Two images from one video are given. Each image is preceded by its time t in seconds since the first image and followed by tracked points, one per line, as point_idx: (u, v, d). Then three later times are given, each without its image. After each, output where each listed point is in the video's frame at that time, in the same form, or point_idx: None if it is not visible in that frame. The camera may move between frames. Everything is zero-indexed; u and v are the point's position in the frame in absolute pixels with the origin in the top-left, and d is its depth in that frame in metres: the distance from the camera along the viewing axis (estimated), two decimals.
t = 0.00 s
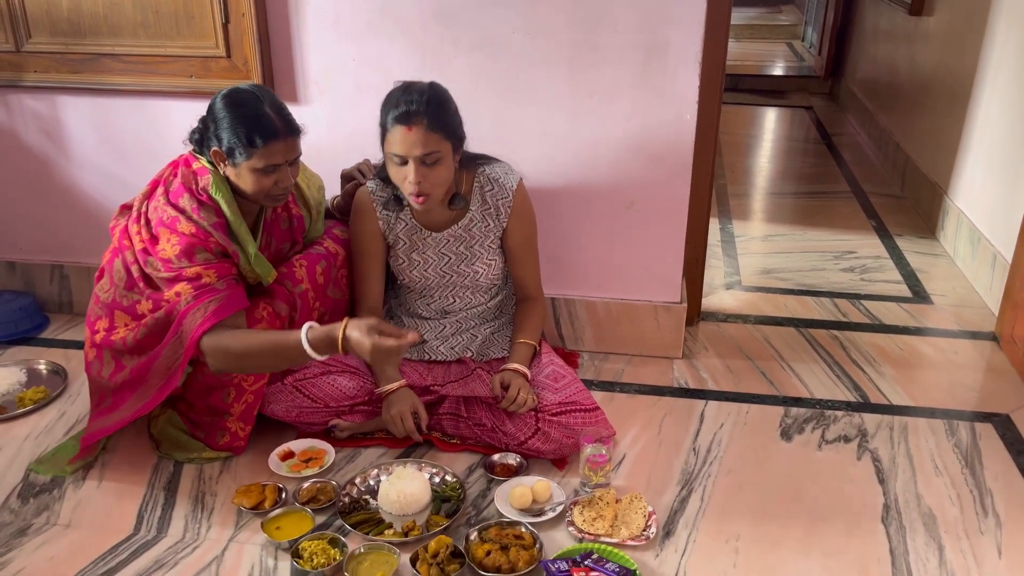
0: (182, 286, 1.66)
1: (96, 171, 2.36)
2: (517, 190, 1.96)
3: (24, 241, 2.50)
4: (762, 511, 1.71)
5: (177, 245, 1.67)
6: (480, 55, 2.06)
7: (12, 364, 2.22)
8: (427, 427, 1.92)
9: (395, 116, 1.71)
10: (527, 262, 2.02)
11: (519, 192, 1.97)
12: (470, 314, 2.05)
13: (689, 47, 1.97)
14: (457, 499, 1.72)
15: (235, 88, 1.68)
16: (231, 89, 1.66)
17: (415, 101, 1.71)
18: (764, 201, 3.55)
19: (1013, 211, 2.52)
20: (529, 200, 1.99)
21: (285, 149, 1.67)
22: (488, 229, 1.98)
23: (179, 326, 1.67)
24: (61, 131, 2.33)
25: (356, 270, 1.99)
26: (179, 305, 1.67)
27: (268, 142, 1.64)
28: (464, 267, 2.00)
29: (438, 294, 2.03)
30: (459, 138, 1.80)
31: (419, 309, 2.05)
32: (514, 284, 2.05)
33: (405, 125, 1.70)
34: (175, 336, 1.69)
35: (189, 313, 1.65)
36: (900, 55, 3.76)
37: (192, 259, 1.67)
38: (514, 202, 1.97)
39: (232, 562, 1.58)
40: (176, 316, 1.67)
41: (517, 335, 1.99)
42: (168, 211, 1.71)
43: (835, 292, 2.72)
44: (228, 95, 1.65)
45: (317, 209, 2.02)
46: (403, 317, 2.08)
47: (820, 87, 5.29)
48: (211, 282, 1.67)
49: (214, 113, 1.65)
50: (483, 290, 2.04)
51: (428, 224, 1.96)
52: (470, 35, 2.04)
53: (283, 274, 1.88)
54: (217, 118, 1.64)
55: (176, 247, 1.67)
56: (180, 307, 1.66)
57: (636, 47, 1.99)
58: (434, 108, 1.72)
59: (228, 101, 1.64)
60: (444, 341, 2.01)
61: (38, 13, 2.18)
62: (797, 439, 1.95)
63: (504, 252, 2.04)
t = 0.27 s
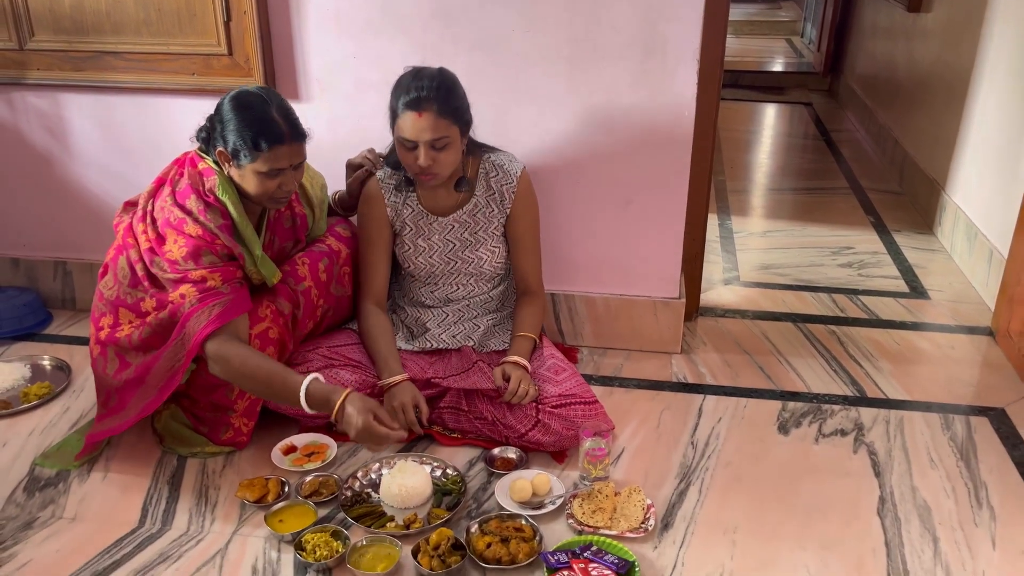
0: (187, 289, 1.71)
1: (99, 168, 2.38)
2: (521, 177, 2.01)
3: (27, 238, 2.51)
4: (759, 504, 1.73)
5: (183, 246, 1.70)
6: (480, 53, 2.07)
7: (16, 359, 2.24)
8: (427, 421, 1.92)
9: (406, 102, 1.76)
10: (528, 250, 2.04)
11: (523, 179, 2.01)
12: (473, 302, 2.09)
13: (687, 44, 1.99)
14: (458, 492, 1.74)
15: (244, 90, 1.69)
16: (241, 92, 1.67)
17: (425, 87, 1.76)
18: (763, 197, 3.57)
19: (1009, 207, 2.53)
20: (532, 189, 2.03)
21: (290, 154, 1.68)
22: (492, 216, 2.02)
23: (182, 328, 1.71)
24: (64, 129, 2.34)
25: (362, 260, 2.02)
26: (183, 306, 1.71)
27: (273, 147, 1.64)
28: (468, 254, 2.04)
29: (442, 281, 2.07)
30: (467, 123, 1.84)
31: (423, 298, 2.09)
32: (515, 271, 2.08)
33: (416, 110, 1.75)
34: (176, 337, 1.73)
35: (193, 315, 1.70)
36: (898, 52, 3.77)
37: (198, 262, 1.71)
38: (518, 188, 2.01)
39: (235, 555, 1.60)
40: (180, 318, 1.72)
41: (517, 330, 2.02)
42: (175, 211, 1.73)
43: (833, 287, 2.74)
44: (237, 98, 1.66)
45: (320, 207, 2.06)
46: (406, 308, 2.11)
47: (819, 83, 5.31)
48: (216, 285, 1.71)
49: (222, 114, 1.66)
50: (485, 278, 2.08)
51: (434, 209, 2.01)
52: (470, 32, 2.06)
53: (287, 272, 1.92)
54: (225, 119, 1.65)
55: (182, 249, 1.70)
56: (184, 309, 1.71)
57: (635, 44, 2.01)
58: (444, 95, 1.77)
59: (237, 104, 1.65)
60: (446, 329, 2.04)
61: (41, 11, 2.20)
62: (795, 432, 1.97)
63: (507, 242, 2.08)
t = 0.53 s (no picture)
0: (198, 297, 1.72)
1: (100, 169, 2.39)
2: (518, 174, 2.02)
3: (29, 238, 2.53)
4: (756, 501, 1.75)
5: (194, 255, 1.71)
6: (479, 54, 2.08)
7: (18, 359, 2.25)
8: (426, 419, 1.93)
9: (408, 96, 1.78)
10: (528, 248, 2.06)
11: (520, 176, 2.03)
12: (471, 300, 2.10)
13: (684, 45, 2.00)
14: (457, 490, 1.76)
15: (256, 98, 1.69)
16: (252, 100, 1.67)
17: (427, 81, 1.77)
18: (761, 197, 3.58)
19: (1006, 206, 2.55)
20: (530, 187, 2.05)
21: (299, 164, 1.67)
22: (490, 213, 2.04)
23: (193, 337, 1.73)
24: (66, 129, 2.36)
25: (363, 260, 2.04)
26: (194, 314, 1.73)
27: (283, 157, 1.64)
28: (466, 250, 2.06)
29: (441, 279, 2.08)
30: (468, 117, 1.86)
31: (422, 296, 2.11)
32: (513, 270, 2.09)
33: (418, 104, 1.77)
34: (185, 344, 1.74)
35: (205, 324, 1.71)
36: (896, 51, 3.79)
37: (208, 271, 1.72)
38: (516, 184, 2.02)
39: (237, 552, 1.62)
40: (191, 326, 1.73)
41: (515, 329, 2.03)
42: (185, 219, 1.73)
43: (830, 286, 2.75)
44: (248, 106, 1.65)
45: (324, 210, 2.07)
46: (405, 305, 2.13)
47: (817, 83, 5.32)
48: (227, 293, 1.73)
49: (233, 121, 1.66)
50: (484, 276, 2.10)
51: (434, 205, 2.02)
52: (469, 33, 2.07)
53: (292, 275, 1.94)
54: (235, 126, 1.65)
55: (194, 257, 1.71)
56: (195, 318, 1.72)
57: (632, 45, 2.02)
58: (446, 90, 1.78)
59: (248, 112, 1.64)
60: (445, 326, 2.06)
61: (43, 12, 2.21)
62: (792, 430, 1.99)
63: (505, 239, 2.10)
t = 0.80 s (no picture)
0: (210, 306, 1.74)
1: (103, 172, 2.40)
2: (520, 180, 2.03)
3: (32, 242, 2.54)
4: (757, 504, 1.75)
5: (205, 264, 1.72)
6: (480, 58, 2.09)
7: (22, 362, 2.26)
8: (427, 423, 1.94)
9: (407, 107, 1.78)
10: (529, 252, 2.06)
11: (522, 181, 2.04)
12: (473, 304, 2.11)
13: (685, 50, 2.01)
14: (459, 493, 1.76)
15: (265, 106, 1.69)
16: (262, 109, 1.67)
17: (427, 91, 1.77)
18: (762, 200, 3.58)
19: (1007, 209, 2.55)
20: (531, 192, 2.06)
21: (308, 175, 1.68)
22: (492, 218, 2.04)
23: (205, 346, 1.74)
24: (69, 134, 2.37)
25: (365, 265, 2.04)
26: (206, 323, 1.74)
27: (293, 168, 1.65)
28: (468, 255, 2.06)
29: (443, 283, 2.09)
30: (468, 126, 1.87)
31: (424, 300, 2.11)
32: (515, 274, 2.10)
33: (418, 116, 1.77)
34: (197, 353, 1.75)
35: (218, 334, 1.73)
36: (897, 54, 3.79)
37: (220, 279, 1.73)
38: (518, 190, 2.03)
39: (239, 555, 1.62)
40: (202, 335, 1.74)
41: (517, 332, 2.04)
42: (194, 227, 1.73)
43: (831, 289, 2.75)
44: (258, 116, 1.66)
45: (330, 216, 2.07)
46: (407, 309, 2.14)
47: (818, 86, 5.33)
48: (238, 302, 1.75)
49: (242, 130, 1.66)
50: (486, 280, 2.11)
51: (435, 212, 2.03)
52: (470, 38, 2.08)
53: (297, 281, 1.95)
54: (245, 136, 1.65)
55: (205, 267, 1.72)
56: (207, 327, 1.74)
57: (633, 49, 2.03)
58: (444, 101, 1.79)
59: (258, 122, 1.65)
60: (447, 330, 2.07)
61: (47, 17, 2.22)
62: (793, 433, 1.99)
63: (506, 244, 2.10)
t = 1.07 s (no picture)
0: (233, 308, 1.74)
1: (114, 174, 2.42)
2: (531, 181, 2.03)
3: (43, 243, 2.55)
4: (766, 506, 1.75)
5: (225, 268, 1.73)
6: (489, 60, 2.10)
7: (32, 363, 2.27)
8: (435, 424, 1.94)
9: (422, 105, 1.78)
10: (538, 254, 2.07)
11: (533, 182, 2.04)
12: (482, 305, 2.11)
13: (693, 51, 2.01)
14: (467, 494, 1.77)
15: (280, 112, 1.70)
16: (276, 114, 1.68)
17: (441, 90, 1.78)
18: (771, 201, 3.58)
19: (1017, 211, 2.54)
20: (541, 193, 2.06)
21: (320, 180, 1.69)
22: (502, 219, 2.05)
23: (229, 348, 1.75)
24: (80, 136, 2.38)
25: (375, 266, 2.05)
26: (231, 325, 1.75)
27: (305, 173, 1.66)
28: (478, 256, 2.07)
29: (452, 283, 2.09)
30: (480, 126, 1.87)
31: (433, 300, 2.12)
32: (524, 275, 2.10)
33: (432, 114, 1.78)
34: (221, 354, 1.76)
35: (243, 336, 1.74)
36: (906, 55, 3.78)
37: (242, 282, 1.74)
38: (529, 191, 2.03)
39: (249, 555, 1.63)
40: (226, 336, 1.75)
41: (525, 333, 2.04)
42: (212, 231, 1.74)
43: (840, 291, 2.75)
44: (272, 120, 1.66)
45: (342, 219, 2.07)
46: (417, 310, 2.14)
47: (827, 87, 5.31)
48: (261, 304, 1.77)
49: (256, 134, 1.67)
50: (495, 281, 2.11)
51: (446, 212, 2.03)
52: (478, 39, 2.08)
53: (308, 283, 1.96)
54: (258, 140, 1.66)
55: (225, 270, 1.73)
56: (230, 329, 1.75)
57: (641, 51, 2.03)
58: (460, 99, 1.79)
59: (272, 127, 1.66)
60: (456, 331, 2.07)
61: (58, 20, 2.24)
62: (802, 435, 1.99)
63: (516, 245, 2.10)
